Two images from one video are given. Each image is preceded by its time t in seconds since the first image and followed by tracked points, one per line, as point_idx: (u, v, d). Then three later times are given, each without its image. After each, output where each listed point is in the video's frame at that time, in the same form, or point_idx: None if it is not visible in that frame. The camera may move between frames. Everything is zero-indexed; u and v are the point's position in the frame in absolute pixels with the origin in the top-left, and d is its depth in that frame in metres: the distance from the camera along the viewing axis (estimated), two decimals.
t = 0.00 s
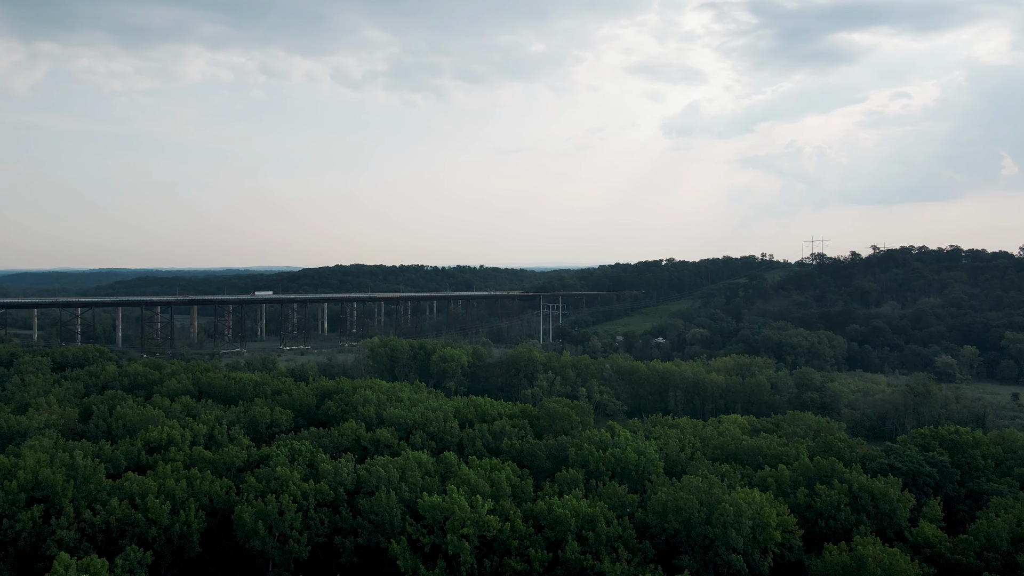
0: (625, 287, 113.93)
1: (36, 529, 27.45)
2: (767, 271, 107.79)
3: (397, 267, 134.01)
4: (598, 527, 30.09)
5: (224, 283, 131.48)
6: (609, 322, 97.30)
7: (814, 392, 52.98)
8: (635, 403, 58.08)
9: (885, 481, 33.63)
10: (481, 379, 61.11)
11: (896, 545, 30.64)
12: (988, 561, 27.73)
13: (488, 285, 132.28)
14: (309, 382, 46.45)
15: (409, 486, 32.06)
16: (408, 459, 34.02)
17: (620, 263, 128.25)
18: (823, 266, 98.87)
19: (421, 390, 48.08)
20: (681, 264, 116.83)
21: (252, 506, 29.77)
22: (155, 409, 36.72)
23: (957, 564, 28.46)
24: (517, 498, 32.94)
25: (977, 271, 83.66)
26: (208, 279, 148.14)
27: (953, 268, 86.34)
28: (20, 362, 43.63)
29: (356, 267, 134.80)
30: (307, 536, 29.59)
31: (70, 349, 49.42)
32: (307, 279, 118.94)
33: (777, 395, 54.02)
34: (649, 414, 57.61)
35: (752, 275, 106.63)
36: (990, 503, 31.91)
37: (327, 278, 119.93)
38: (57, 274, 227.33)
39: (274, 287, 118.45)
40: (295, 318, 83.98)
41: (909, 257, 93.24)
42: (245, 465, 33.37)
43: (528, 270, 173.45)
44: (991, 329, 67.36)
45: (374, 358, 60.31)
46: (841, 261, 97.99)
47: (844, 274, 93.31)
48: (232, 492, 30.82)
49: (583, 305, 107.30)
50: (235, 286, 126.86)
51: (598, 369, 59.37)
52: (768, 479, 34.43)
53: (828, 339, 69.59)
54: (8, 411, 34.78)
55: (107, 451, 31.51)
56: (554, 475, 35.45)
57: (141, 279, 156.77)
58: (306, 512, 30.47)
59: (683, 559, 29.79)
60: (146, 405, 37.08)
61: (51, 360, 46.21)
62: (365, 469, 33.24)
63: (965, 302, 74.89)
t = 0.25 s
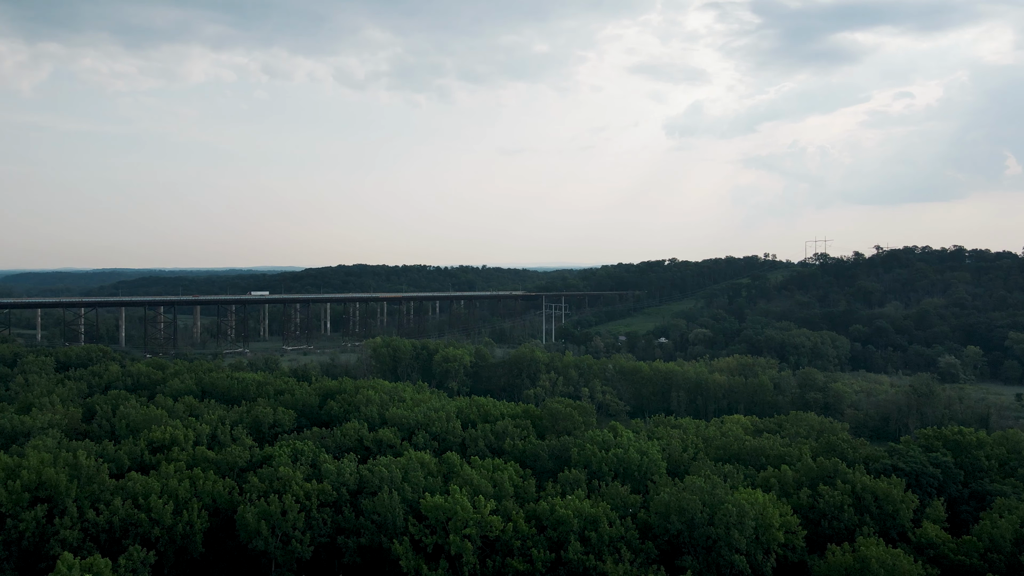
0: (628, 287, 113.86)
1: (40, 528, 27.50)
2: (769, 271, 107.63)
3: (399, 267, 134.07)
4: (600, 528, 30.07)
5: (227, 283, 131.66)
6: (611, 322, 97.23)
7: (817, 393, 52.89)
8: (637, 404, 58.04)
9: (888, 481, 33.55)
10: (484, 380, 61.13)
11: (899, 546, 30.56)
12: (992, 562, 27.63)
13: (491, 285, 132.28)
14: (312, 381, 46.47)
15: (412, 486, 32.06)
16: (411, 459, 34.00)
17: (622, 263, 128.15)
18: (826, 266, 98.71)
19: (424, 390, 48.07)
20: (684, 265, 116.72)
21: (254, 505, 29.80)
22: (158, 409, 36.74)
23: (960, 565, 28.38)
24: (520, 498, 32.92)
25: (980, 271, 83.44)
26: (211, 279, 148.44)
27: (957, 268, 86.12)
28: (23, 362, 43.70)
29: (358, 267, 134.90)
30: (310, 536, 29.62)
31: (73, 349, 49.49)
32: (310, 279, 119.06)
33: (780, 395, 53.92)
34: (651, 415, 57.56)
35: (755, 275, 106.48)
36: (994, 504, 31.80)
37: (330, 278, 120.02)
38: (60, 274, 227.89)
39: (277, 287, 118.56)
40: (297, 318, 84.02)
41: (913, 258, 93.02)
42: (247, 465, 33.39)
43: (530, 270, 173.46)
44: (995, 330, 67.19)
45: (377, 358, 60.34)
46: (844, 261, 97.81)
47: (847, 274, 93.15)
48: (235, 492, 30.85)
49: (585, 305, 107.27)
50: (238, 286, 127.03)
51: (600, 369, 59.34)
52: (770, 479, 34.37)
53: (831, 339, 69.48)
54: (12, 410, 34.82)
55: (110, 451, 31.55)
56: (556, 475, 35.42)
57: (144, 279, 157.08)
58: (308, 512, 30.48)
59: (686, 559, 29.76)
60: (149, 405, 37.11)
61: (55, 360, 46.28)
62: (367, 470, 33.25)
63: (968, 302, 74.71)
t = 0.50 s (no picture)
0: (631, 287, 113.78)
1: (44, 528, 27.57)
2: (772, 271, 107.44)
3: (402, 268, 134.13)
4: (603, 528, 30.03)
5: (230, 283, 131.82)
6: (614, 322, 97.16)
7: (820, 393, 52.80)
8: (640, 404, 57.99)
9: (892, 482, 33.45)
10: (487, 379, 61.11)
11: (903, 547, 30.46)
12: (996, 562, 27.51)
13: (494, 285, 132.25)
14: (315, 381, 46.48)
15: (415, 486, 32.05)
16: (414, 459, 33.99)
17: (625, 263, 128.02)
18: (829, 267, 98.52)
19: (427, 390, 48.05)
20: (687, 265, 116.58)
21: (258, 505, 29.82)
22: (162, 408, 36.77)
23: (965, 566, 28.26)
24: (522, 498, 32.89)
25: (985, 271, 83.19)
26: (215, 279, 148.64)
27: (961, 268, 85.88)
28: (28, 362, 43.78)
29: (361, 267, 134.99)
30: (312, 536, 29.62)
31: (77, 349, 49.55)
32: (313, 279, 119.18)
33: (784, 395, 53.79)
34: (654, 415, 57.50)
35: (758, 276, 106.31)
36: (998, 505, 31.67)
37: (333, 278, 120.10)
38: (64, 274, 228.42)
39: (280, 287, 118.68)
40: (301, 318, 84.08)
41: (916, 258, 92.80)
42: (251, 465, 33.41)
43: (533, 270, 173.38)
44: (999, 330, 66.99)
45: (380, 358, 60.32)
46: (848, 261, 97.61)
47: (850, 274, 92.95)
48: (238, 492, 30.86)
49: (588, 305, 107.18)
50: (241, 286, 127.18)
51: (603, 369, 59.29)
52: (774, 480, 34.30)
53: (834, 339, 69.34)
54: (16, 410, 34.87)
55: (114, 450, 31.60)
56: (560, 475, 35.38)
57: (147, 279, 157.28)
58: (311, 512, 30.50)
59: (689, 560, 29.70)
60: (153, 405, 37.14)
61: (59, 360, 46.35)
62: (370, 470, 33.25)
63: (973, 302, 74.50)
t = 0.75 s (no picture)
0: (636, 287, 113.66)
1: (51, 527, 27.69)
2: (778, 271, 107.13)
3: (407, 268, 134.25)
4: (608, 529, 29.98)
5: (235, 283, 132.17)
6: (619, 322, 97.08)
7: (826, 393, 52.63)
8: (645, 404, 57.90)
9: (898, 483, 33.31)
10: (492, 379, 61.10)
11: (909, 548, 30.33)
12: (1003, 564, 27.35)
13: (498, 285, 132.26)
14: (320, 381, 46.55)
15: (420, 486, 32.07)
16: (419, 459, 34.00)
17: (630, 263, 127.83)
18: (835, 266, 98.19)
19: (432, 390, 48.09)
20: (692, 265, 116.38)
21: (263, 505, 29.87)
22: (168, 408, 36.85)
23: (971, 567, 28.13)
24: (527, 499, 32.86)
25: (991, 271, 82.82)
26: (220, 279, 149.14)
27: (968, 268, 85.50)
28: (35, 362, 43.93)
29: (366, 267, 135.12)
30: (318, 536, 29.65)
31: (83, 349, 49.72)
32: (318, 279, 119.37)
33: (789, 395, 53.59)
34: (659, 415, 57.39)
35: (763, 276, 106.02)
36: (1005, 506, 31.51)
37: (338, 278, 120.26)
38: (70, 274, 229.24)
39: (285, 287, 118.92)
40: (306, 318, 84.22)
41: (923, 257, 92.43)
42: (256, 465, 33.47)
43: (537, 270, 173.36)
44: (1006, 330, 66.68)
45: (385, 358, 60.38)
46: (854, 261, 97.30)
47: (856, 274, 92.63)
48: (244, 492, 30.91)
49: (593, 305, 107.09)
50: (246, 286, 127.49)
51: (608, 369, 59.22)
52: (779, 481, 34.20)
53: (840, 339, 69.14)
54: (23, 410, 34.99)
55: (120, 450, 31.69)
56: (564, 475, 35.34)
57: (152, 279, 157.66)
58: (317, 512, 30.54)
59: (694, 560, 29.65)
60: (159, 405, 37.23)
61: (66, 360, 46.50)
62: (375, 470, 33.29)
63: (979, 302, 74.19)
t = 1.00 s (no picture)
0: (642, 287, 113.47)
1: (60, 526, 27.83)
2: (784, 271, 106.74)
3: (413, 268, 134.41)
4: (615, 529, 29.92)
5: (242, 283, 132.60)
6: (626, 322, 96.96)
7: (834, 394, 52.39)
8: (651, 404, 57.78)
9: (907, 484, 33.13)
10: (498, 379, 61.11)
11: (917, 549, 30.16)
12: (1013, 566, 27.14)
13: (504, 285, 132.25)
14: (327, 381, 46.60)
15: (426, 486, 32.07)
16: (425, 459, 34.00)
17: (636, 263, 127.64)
18: (842, 267, 97.79)
19: (439, 390, 48.11)
20: (698, 265, 116.11)
21: (270, 505, 29.91)
22: (175, 408, 36.95)
23: (980, 568, 27.94)
24: (534, 499, 32.83)
25: (1000, 271, 82.30)
26: (227, 279, 149.78)
27: (977, 268, 84.99)
28: (44, 362, 44.14)
29: (372, 267, 135.32)
30: (324, 536, 29.69)
31: (92, 349, 49.91)
32: (324, 279, 119.64)
33: (797, 396, 53.38)
34: (666, 415, 57.27)
35: (770, 276, 105.69)
36: (1015, 507, 31.28)
37: (344, 278, 120.50)
38: (78, 275, 230.45)
39: (291, 287, 119.23)
40: (313, 318, 84.39)
41: (931, 257, 91.92)
42: (263, 464, 33.52)
43: (543, 270, 173.34)
44: (1016, 330, 66.26)
45: (391, 357, 60.45)
46: (861, 261, 96.86)
47: (864, 274, 92.22)
48: (251, 492, 30.98)
49: (599, 305, 106.97)
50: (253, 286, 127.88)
51: (615, 369, 59.14)
52: (787, 481, 34.05)
53: (848, 340, 68.84)
54: (32, 409, 35.15)
55: (128, 449, 31.80)
56: (571, 476, 35.27)
57: (159, 280, 158.29)
58: (323, 512, 30.57)
59: (701, 561, 29.57)
60: (166, 405, 37.34)
61: (74, 360, 46.70)
62: (382, 470, 33.31)
63: (988, 302, 73.74)
